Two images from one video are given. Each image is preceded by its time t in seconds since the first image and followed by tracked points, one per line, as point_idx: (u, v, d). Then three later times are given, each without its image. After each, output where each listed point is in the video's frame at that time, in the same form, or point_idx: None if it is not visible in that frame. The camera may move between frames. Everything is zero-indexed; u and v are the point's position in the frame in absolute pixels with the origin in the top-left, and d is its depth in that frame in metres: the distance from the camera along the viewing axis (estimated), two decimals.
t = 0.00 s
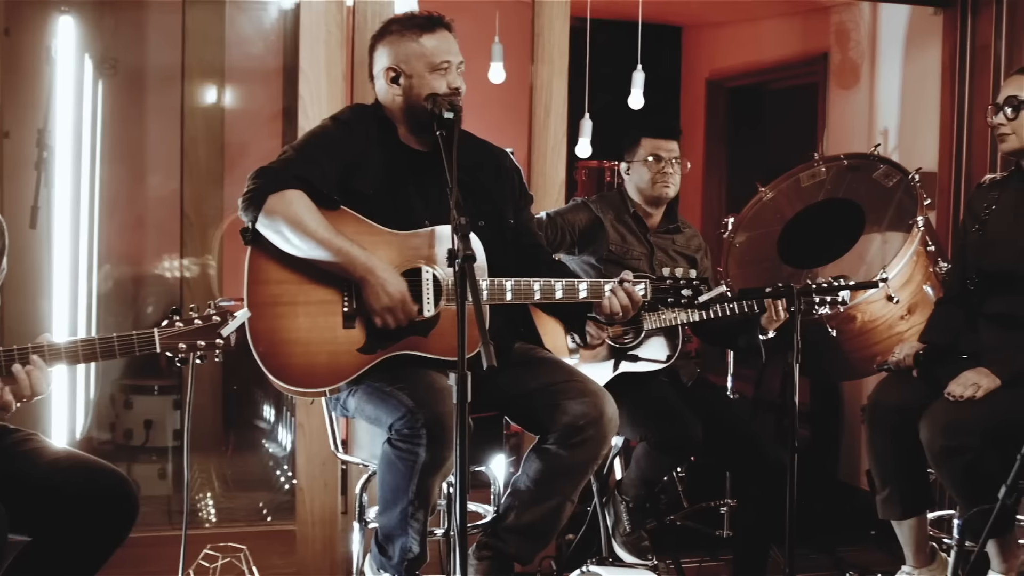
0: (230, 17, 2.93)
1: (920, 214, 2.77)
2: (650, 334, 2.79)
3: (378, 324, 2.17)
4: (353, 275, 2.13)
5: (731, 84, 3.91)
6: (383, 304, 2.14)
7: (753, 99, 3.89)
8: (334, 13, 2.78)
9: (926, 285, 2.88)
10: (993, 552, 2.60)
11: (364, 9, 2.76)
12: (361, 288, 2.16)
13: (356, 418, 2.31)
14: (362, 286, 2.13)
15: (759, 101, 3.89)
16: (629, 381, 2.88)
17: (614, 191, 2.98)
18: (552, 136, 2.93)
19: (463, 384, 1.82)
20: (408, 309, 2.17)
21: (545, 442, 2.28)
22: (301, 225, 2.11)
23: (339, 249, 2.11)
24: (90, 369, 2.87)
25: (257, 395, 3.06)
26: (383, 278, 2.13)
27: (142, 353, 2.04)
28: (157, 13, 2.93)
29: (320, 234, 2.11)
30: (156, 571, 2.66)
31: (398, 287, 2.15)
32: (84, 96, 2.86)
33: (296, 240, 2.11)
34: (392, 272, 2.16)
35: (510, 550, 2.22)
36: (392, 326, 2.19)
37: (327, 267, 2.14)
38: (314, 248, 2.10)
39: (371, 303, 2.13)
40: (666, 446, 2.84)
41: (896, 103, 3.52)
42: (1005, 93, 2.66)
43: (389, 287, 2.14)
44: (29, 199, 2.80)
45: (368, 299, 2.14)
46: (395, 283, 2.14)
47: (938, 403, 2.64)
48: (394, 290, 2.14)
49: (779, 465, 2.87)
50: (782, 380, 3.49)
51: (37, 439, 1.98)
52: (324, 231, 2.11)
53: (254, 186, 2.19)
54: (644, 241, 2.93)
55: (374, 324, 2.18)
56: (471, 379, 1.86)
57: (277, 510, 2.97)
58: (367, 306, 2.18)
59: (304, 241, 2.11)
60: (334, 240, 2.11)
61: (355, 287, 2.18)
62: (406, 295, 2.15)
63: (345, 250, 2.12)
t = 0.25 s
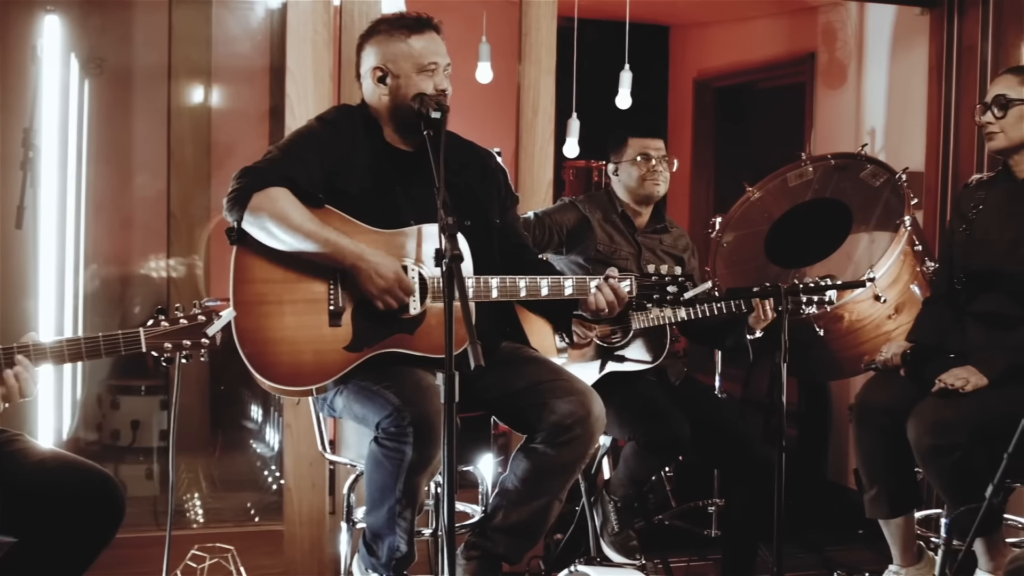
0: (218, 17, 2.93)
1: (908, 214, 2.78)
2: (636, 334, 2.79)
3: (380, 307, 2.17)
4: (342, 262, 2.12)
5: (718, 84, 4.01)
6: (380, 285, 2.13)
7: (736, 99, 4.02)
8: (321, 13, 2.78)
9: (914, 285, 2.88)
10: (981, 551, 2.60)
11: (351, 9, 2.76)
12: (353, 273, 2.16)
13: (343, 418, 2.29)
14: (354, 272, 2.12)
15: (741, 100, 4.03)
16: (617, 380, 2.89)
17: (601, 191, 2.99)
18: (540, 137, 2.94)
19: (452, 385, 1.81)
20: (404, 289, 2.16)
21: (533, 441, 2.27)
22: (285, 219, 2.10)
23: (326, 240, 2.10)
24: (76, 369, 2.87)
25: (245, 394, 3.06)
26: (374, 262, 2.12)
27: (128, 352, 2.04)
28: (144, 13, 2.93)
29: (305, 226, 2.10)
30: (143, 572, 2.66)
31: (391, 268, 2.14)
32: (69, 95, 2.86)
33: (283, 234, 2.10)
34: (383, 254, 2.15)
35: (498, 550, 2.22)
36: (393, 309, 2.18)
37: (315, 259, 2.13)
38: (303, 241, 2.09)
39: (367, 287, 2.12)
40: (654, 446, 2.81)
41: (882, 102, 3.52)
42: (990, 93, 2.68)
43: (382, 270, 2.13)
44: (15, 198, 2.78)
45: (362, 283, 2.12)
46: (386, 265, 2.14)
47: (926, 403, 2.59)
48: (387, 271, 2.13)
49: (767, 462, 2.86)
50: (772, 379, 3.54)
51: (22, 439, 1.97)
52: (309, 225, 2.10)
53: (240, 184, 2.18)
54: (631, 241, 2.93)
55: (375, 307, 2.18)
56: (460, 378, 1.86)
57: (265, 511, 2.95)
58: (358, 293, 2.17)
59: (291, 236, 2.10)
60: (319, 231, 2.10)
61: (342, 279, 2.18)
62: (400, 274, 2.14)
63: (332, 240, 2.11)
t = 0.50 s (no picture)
0: (208, 16, 2.91)
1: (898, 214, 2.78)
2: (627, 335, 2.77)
3: (346, 328, 2.13)
4: (325, 278, 2.09)
5: (710, 83, 3.89)
6: (353, 309, 2.10)
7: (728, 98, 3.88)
8: (312, 13, 2.78)
9: (903, 285, 2.89)
10: (971, 550, 2.60)
11: (342, 9, 2.76)
12: (332, 292, 2.13)
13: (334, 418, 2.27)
14: (334, 289, 2.10)
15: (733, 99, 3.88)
16: (610, 381, 2.87)
17: (594, 191, 2.98)
18: (531, 138, 2.94)
19: (442, 385, 1.81)
20: (377, 317, 2.13)
21: (524, 441, 2.26)
22: (275, 227, 2.08)
23: (312, 252, 2.08)
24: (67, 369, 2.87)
25: (235, 394, 3.06)
26: (355, 283, 2.09)
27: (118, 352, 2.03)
28: (134, 12, 2.93)
29: (294, 235, 2.08)
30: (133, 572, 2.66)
31: (368, 295, 2.11)
32: (60, 95, 2.88)
33: (271, 242, 2.08)
34: (365, 279, 2.12)
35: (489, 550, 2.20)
36: (362, 333, 2.15)
37: (301, 270, 2.10)
38: (289, 251, 2.07)
39: (341, 306, 2.10)
40: (646, 445, 2.81)
41: (873, 103, 3.59)
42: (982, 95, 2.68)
43: (360, 294, 2.10)
44: (6, 198, 2.81)
45: (339, 302, 2.10)
46: (366, 291, 2.10)
47: (916, 403, 2.58)
48: (364, 297, 2.10)
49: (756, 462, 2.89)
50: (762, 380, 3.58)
51: (11, 439, 1.96)
52: (297, 233, 2.08)
53: (231, 185, 2.15)
54: (625, 241, 2.94)
55: (343, 329, 2.14)
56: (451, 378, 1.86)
57: (254, 510, 2.99)
58: (337, 313, 2.15)
59: (278, 244, 2.08)
60: (307, 241, 2.08)
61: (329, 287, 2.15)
62: (377, 304, 2.11)
63: (317, 253, 2.08)
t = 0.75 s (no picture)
0: (195, 16, 2.92)
1: (886, 214, 2.79)
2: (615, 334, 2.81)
3: (361, 307, 2.14)
4: (322, 262, 2.08)
5: (698, 83, 3.90)
6: (359, 285, 2.09)
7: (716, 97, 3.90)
8: (299, 12, 2.77)
9: (892, 284, 2.90)
10: (958, 548, 2.60)
11: (329, 9, 2.76)
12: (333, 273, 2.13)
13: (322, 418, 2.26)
14: (334, 271, 2.09)
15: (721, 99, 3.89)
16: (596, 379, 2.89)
17: (581, 191, 2.99)
18: (519, 138, 2.93)
19: (429, 385, 1.80)
20: (386, 287, 2.13)
21: (512, 441, 2.25)
22: (264, 219, 2.06)
23: (305, 241, 2.07)
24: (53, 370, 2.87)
25: (223, 395, 3.06)
26: (353, 260, 2.09)
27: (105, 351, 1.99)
28: (121, 11, 2.93)
29: (283, 226, 2.07)
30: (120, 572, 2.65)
31: (371, 266, 2.11)
32: (46, 95, 2.84)
33: (262, 235, 2.06)
34: (363, 252, 2.12)
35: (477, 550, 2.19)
36: (377, 307, 2.15)
37: (294, 260, 2.10)
38: (282, 243, 2.06)
39: (347, 285, 2.09)
40: (634, 445, 2.80)
41: (861, 102, 3.60)
42: (970, 97, 2.68)
43: (362, 269, 2.10)
44: None
45: (343, 283, 2.09)
46: (366, 263, 2.11)
47: (903, 402, 2.58)
48: (367, 270, 2.10)
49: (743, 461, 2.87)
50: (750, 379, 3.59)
51: None
52: (288, 224, 2.07)
53: (219, 184, 2.13)
54: (613, 241, 2.94)
55: (355, 307, 2.15)
56: (438, 377, 1.84)
57: (242, 511, 3.01)
58: (340, 292, 2.14)
59: (268, 237, 2.06)
60: (299, 231, 2.07)
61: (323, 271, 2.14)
62: (381, 273, 2.11)
63: (311, 240, 2.07)
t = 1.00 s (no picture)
0: (185, 16, 2.94)
1: (876, 213, 2.83)
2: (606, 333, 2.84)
3: (327, 325, 2.12)
4: (304, 275, 2.08)
5: (687, 83, 3.94)
6: (333, 305, 2.08)
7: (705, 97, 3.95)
8: (289, 12, 2.78)
9: (880, 285, 2.91)
10: (948, 548, 2.61)
11: (319, 8, 2.76)
12: (310, 289, 2.12)
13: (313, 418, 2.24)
14: (313, 287, 2.09)
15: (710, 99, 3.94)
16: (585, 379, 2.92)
17: (568, 191, 2.99)
18: (509, 137, 2.96)
19: (420, 386, 1.80)
20: (358, 313, 2.12)
21: (502, 441, 2.25)
22: (253, 225, 2.06)
23: (291, 250, 2.07)
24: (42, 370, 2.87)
25: (213, 395, 3.06)
26: (334, 279, 2.08)
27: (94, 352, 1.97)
28: (110, 10, 2.94)
29: (270, 232, 2.07)
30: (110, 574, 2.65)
31: (348, 289, 2.10)
32: (35, 94, 2.87)
33: (248, 240, 2.06)
34: (343, 273, 2.11)
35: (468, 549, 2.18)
36: (341, 328, 2.13)
37: (278, 268, 2.09)
38: (268, 251, 2.06)
39: (321, 305, 2.08)
40: (622, 445, 2.81)
41: (850, 102, 3.65)
42: (959, 97, 2.69)
43: (340, 290, 2.09)
44: None
45: (318, 301, 2.09)
46: (345, 285, 2.10)
47: (893, 402, 2.58)
48: (344, 292, 2.09)
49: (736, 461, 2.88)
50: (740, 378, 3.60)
51: None
52: (275, 231, 2.07)
53: (208, 185, 2.12)
54: (599, 241, 2.94)
55: (323, 326, 2.13)
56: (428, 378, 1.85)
57: (232, 511, 3.00)
58: (316, 308, 2.13)
59: (256, 243, 2.07)
60: (285, 240, 2.07)
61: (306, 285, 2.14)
62: (357, 299, 2.10)
63: (296, 250, 2.07)
